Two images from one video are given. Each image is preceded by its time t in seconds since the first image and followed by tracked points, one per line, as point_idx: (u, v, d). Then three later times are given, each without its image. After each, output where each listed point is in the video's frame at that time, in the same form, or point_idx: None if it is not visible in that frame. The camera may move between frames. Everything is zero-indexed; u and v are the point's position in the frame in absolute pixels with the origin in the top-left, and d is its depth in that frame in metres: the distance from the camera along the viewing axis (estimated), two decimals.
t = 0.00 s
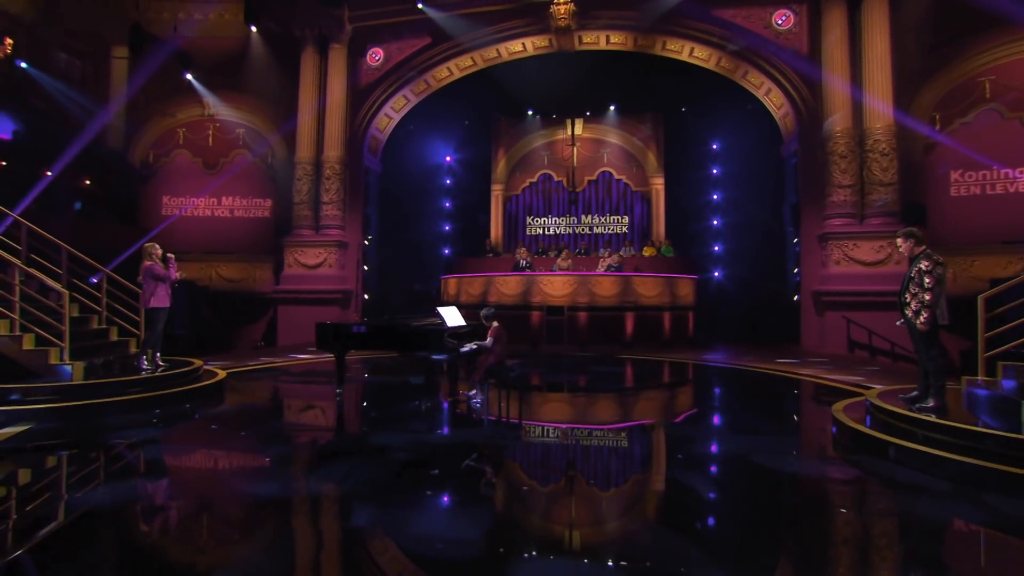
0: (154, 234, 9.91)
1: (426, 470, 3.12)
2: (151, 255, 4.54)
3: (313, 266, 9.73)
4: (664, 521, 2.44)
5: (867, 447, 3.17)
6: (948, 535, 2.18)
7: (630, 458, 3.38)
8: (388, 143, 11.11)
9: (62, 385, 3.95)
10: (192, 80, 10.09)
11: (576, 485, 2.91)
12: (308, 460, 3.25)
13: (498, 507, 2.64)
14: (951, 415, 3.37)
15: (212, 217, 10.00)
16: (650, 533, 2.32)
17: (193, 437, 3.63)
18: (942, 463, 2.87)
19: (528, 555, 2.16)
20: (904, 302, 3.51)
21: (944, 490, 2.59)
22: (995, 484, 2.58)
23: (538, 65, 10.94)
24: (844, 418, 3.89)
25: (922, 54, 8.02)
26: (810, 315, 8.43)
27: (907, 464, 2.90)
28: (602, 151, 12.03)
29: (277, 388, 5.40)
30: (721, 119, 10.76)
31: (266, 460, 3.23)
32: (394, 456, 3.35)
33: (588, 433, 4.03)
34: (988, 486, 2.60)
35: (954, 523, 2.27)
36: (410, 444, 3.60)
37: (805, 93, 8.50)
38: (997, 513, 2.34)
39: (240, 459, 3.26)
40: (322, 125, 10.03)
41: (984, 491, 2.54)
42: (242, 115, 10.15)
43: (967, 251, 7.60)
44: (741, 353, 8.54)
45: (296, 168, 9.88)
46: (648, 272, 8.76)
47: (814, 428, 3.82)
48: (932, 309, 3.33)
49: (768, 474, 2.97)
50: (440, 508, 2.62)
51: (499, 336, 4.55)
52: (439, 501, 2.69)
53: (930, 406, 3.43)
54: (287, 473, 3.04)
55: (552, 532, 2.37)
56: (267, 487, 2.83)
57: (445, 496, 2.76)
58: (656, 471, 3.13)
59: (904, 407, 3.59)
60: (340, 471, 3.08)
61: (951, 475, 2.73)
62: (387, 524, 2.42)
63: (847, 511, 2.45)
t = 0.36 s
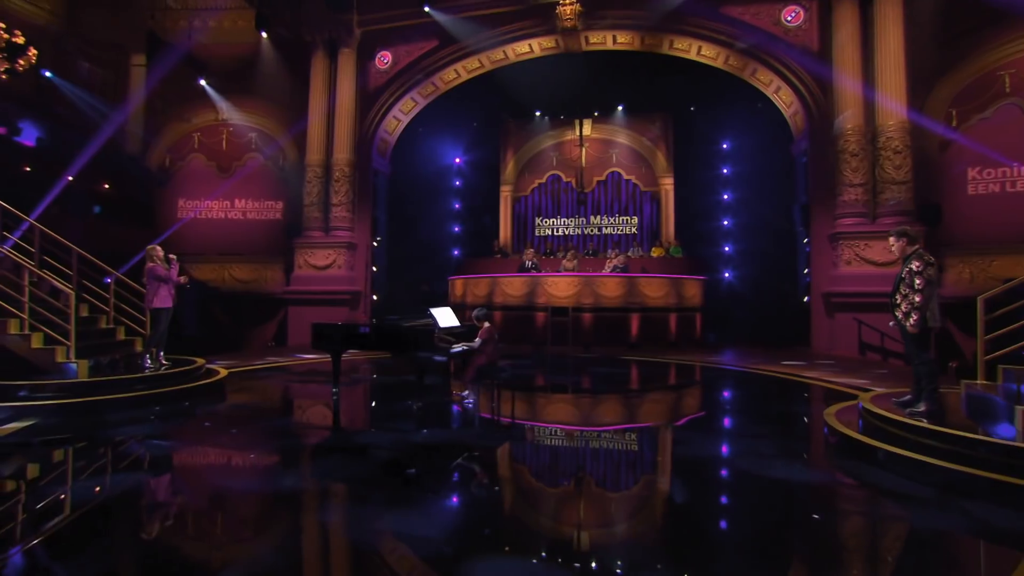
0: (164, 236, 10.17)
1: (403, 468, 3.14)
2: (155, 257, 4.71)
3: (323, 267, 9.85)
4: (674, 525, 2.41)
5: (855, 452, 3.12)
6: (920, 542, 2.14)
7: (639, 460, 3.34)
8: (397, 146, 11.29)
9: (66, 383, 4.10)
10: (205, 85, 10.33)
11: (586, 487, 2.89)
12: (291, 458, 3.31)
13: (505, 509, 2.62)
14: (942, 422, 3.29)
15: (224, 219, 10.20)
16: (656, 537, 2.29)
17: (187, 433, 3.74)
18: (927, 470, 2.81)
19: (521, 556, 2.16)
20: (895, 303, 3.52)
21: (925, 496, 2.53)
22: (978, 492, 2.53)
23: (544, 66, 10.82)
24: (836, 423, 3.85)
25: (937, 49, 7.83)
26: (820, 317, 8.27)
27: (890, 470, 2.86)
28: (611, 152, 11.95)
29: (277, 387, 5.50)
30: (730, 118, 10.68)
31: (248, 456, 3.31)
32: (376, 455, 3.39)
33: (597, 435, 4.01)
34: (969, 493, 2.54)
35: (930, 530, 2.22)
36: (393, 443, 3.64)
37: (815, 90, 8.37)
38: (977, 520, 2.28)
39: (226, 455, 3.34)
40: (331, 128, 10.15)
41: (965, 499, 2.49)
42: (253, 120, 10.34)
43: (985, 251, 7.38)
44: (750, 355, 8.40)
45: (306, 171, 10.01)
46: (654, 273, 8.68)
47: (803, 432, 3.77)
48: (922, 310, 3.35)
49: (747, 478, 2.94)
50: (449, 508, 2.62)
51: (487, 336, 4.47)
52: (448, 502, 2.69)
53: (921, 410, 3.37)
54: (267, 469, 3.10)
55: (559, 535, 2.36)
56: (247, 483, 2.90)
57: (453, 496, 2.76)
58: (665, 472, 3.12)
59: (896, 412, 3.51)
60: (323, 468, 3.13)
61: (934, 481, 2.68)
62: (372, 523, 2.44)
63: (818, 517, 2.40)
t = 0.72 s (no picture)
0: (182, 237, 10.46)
1: (382, 466, 3.18)
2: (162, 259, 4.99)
3: (336, 267, 9.97)
4: (688, 527, 2.37)
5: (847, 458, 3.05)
6: (895, 549, 2.09)
7: (648, 462, 3.31)
8: (409, 148, 11.44)
9: (79, 379, 4.27)
10: (223, 91, 10.58)
11: (599, 488, 2.86)
12: (282, 454, 3.38)
13: (517, 509, 2.61)
14: (941, 429, 3.21)
15: (240, 221, 10.44)
16: (668, 538, 2.27)
17: (187, 429, 3.85)
18: (919, 477, 2.74)
19: (500, 557, 2.13)
20: (892, 303, 3.60)
21: (913, 504, 2.48)
22: (970, 501, 2.46)
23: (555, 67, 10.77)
24: (832, 429, 3.74)
25: (959, 42, 7.57)
26: (836, 318, 8.09)
27: (881, 477, 2.80)
28: (624, 151, 11.85)
29: (282, 386, 5.61)
30: (745, 116, 10.54)
31: (239, 452, 3.40)
32: (363, 452, 3.45)
33: (611, 437, 3.96)
34: (955, 501, 2.48)
35: (907, 537, 2.18)
36: (384, 441, 3.70)
37: (831, 86, 8.21)
38: (963, 529, 2.22)
39: (220, 450, 3.44)
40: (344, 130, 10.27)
41: (955, 507, 2.42)
42: (268, 123, 10.54)
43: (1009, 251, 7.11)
44: (763, 358, 8.24)
45: (321, 173, 10.16)
46: (664, 273, 8.59)
47: (799, 436, 3.71)
48: (917, 311, 3.41)
49: (731, 482, 2.90)
50: (463, 508, 2.61)
51: (484, 337, 4.92)
52: (462, 501, 2.69)
53: (918, 415, 3.44)
54: (258, 464, 3.18)
55: (569, 534, 2.34)
56: (235, 477, 2.98)
57: (468, 496, 2.75)
58: (676, 474, 3.08)
59: (893, 416, 3.55)
60: (312, 464, 3.20)
61: (924, 489, 2.62)
62: (348, 520, 2.46)
63: (794, 523, 2.35)
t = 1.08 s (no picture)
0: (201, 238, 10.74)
1: (367, 463, 3.22)
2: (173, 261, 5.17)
3: (351, 268, 10.08)
4: (703, 528, 2.35)
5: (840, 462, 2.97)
6: (874, 559, 2.03)
7: (664, 464, 3.27)
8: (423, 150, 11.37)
9: (93, 375, 4.45)
10: (241, 96, 10.83)
11: (612, 489, 2.86)
12: (277, 450, 3.47)
13: (531, 508, 2.61)
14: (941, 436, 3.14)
15: (258, 223, 10.69)
16: (683, 540, 2.24)
17: (191, 424, 3.98)
18: (911, 484, 2.66)
19: (475, 558, 2.13)
20: (891, 305, 3.51)
21: (902, 513, 2.40)
22: (962, 511, 2.38)
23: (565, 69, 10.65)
24: (830, 437, 3.63)
25: (985, 33, 7.29)
26: (853, 319, 7.90)
27: (874, 485, 2.73)
28: (638, 151, 11.79)
29: (290, 384, 5.73)
30: (763, 113, 10.33)
31: (234, 447, 3.49)
32: (353, 449, 3.51)
33: (625, 439, 3.94)
34: (947, 510, 2.40)
35: (889, 546, 2.11)
36: (375, 439, 3.75)
37: (849, 81, 8.00)
38: (949, 539, 2.15)
39: (218, 445, 3.54)
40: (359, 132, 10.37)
41: (946, 517, 2.34)
42: (286, 127, 10.76)
43: None
44: (777, 360, 8.08)
45: (337, 175, 10.29)
46: (675, 274, 8.48)
47: (798, 441, 3.62)
48: (916, 313, 3.33)
49: (724, 485, 2.86)
50: (476, 506, 2.63)
51: (482, 337, 4.87)
52: (475, 499, 2.71)
53: (917, 420, 3.41)
54: (251, 459, 3.27)
55: (579, 533, 2.35)
56: (227, 471, 3.07)
57: (480, 493, 2.78)
58: (691, 478, 3.02)
59: (892, 422, 3.51)
60: (303, 460, 3.27)
61: (916, 498, 2.54)
62: (325, 515, 2.50)
63: (770, 529, 2.30)
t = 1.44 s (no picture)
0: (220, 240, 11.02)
1: (355, 461, 3.25)
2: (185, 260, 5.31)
3: (365, 269, 10.22)
4: (719, 530, 2.32)
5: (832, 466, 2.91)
6: (858, 567, 1.97)
7: (678, 467, 3.21)
8: (436, 151, 11.36)
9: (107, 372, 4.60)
10: (259, 101, 11.08)
11: (625, 490, 2.84)
12: (274, 446, 3.54)
13: (548, 510, 2.59)
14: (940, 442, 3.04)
15: (274, 225, 10.90)
16: (700, 544, 2.20)
17: (195, 419, 4.09)
18: (903, 491, 2.58)
19: (450, 555, 2.14)
20: (889, 305, 3.44)
21: (890, 521, 2.34)
22: (953, 520, 2.30)
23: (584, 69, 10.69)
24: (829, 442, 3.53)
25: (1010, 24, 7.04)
26: (871, 320, 7.70)
27: (866, 491, 2.66)
28: (652, 150, 11.76)
29: (297, 382, 5.85)
30: (780, 109, 10.13)
31: (232, 443, 3.58)
32: (345, 447, 3.56)
33: (638, 439, 3.91)
34: (938, 520, 2.32)
35: (878, 556, 2.05)
36: (369, 437, 3.80)
37: (868, 75, 7.79)
38: (933, 548, 2.09)
39: (218, 440, 3.63)
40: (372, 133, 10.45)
41: (936, 526, 2.27)
42: (302, 130, 10.96)
43: None
44: (792, 361, 7.92)
45: (351, 177, 10.41)
46: (686, 274, 8.38)
47: (796, 445, 3.55)
48: (915, 314, 3.27)
49: (716, 489, 2.80)
50: (492, 506, 2.64)
51: (481, 336, 4.86)
52: (490, 499, 2.72)
53: (915, 425, 3.36)
54: (246, 455, 3.35)
55: (595, 534, 2.34)
56: (222, 466, 3.14)
57: (495, 494, 2.79)
58: (706, 481, 2.96)
59: (890, 427, 3.47)
60: (296, 457, 3.33)
61: (907, 506, 2.47)
62: (306, 513, 2.54)
63: (749, 536, 2.26)
